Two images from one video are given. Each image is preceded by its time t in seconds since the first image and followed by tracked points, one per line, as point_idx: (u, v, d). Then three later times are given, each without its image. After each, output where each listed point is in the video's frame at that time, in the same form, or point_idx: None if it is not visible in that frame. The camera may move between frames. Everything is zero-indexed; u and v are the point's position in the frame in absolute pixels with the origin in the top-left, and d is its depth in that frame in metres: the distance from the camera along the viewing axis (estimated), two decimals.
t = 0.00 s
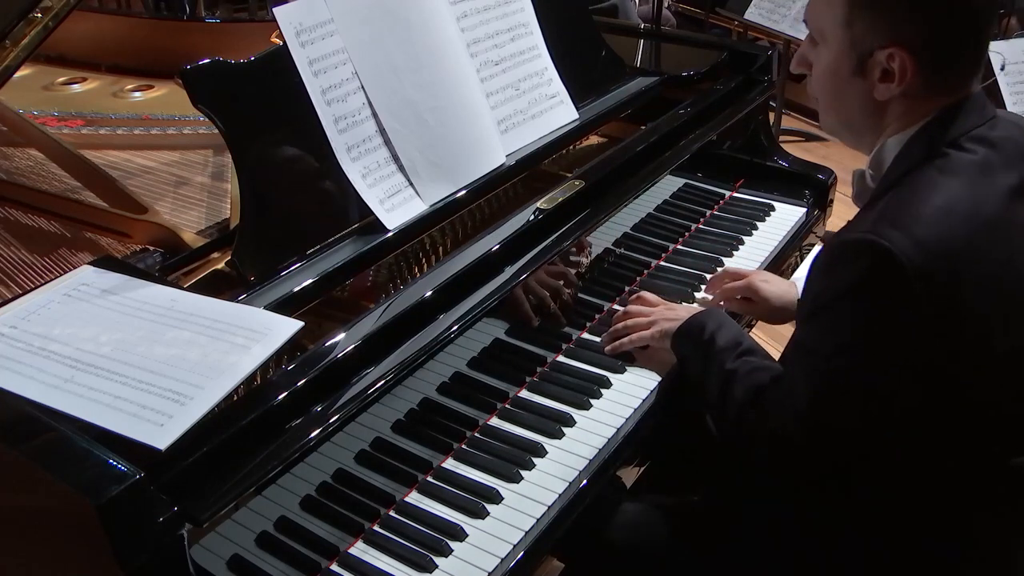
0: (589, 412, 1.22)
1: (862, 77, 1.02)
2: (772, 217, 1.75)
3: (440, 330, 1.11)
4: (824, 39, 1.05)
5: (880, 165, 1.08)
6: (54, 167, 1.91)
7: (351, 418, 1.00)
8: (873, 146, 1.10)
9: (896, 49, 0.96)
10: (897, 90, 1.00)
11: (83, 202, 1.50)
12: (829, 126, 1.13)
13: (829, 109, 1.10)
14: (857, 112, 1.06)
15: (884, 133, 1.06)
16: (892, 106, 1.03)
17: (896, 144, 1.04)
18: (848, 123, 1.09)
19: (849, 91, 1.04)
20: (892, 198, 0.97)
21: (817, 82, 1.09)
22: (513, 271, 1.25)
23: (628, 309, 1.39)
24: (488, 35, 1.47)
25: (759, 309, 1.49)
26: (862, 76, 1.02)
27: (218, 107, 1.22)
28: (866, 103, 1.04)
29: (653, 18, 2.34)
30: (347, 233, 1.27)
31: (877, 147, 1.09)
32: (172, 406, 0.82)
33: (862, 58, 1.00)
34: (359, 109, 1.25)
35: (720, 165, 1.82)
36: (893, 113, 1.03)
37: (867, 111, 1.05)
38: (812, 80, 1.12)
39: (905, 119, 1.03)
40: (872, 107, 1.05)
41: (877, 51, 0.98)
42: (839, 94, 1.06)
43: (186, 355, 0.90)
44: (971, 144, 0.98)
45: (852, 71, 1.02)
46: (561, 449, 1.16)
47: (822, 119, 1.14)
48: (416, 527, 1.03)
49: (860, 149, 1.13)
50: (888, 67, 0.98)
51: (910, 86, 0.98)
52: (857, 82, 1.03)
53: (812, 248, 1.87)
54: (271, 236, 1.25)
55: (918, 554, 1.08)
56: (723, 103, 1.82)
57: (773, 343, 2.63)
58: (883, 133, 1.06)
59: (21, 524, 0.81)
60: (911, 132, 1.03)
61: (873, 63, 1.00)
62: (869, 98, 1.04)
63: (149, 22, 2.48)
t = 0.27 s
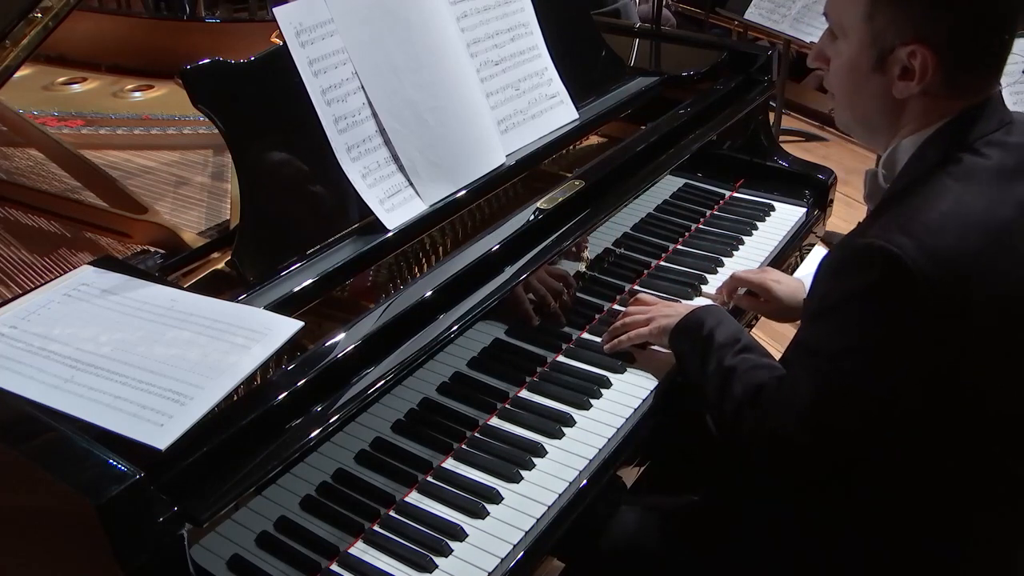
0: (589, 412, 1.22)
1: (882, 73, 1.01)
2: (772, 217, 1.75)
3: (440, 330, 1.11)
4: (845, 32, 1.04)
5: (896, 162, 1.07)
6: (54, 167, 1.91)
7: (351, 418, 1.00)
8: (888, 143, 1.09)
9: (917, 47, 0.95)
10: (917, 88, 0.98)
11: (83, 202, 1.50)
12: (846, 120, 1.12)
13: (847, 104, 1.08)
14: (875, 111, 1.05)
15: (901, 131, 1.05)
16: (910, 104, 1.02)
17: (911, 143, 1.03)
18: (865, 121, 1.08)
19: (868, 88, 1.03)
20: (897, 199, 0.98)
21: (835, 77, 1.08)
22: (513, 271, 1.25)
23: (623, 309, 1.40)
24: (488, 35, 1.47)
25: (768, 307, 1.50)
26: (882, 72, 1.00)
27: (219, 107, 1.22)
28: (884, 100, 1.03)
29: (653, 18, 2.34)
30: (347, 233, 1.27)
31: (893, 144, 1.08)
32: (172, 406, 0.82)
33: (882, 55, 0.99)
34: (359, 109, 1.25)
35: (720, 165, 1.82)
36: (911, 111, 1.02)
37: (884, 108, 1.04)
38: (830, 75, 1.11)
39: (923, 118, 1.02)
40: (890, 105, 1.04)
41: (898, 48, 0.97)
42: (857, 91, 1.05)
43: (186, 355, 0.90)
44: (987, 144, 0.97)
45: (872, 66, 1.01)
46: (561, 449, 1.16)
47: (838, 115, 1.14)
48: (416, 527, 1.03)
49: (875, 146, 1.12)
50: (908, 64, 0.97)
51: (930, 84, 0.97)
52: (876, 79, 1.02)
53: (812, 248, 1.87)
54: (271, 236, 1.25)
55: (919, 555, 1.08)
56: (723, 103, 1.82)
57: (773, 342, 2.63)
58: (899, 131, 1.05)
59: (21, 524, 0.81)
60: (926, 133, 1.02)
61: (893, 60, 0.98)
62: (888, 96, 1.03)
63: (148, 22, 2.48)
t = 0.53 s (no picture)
0: (589, 412, 1.22)
1: (888, 72, 1.00)
2: (772, 217, 1.75)
3: (440, 330, 1.11)
4: (851, 35, 1.04)
5: (907, 165, 1.05)
6: (54, 167, 1.91)
7: (351, 418, 1.00)
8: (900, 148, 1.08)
9: (919, 42, 0.95)
10: (923, 85, 0.98)
11: (83, 202, 1.50)
12: (858, 126, 1.11)
13: (857, 108, 1.08)
14: (885, 113, 1.05)
15: (911, 132, 1.04)
16: (919, 103, 1.01)
17: (923, 144, 1.02)
18: (875, 124, 1.08)
19: (875, 89, 1.03)
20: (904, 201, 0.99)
21: (845, 83, 1.08)
22: (513, 271, 1.25)
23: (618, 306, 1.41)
24: (488, 35, 1.47)
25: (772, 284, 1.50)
26: (888, 71, 1.00)
27: (219, 107, 1.21)
28: (893, 101, 1.03)
29: (653, 18, 2.34)
30: (347, 233, 1.27)
31: (904, 147, 1.06)
32: (172, 406, 0.82)
33: (887, 54, 0.99)
34: (359, 109, 1.25)
35: (720, 165, 1.82)
36: (920, 111, 1.01)
37: (893, 109, 1.04)
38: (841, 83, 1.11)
39: (932, 117, 1.01)
40: (899, 106, 1.03)
41: (902, 45, 0.97)
42: (866, 94, 1.05)
43: (186, 355, 0.90)
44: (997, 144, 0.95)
45: (878, 65, 1.01)
46: (561, 449, 1.16)
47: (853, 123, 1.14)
48: (416, 527, 1.03)
49: (888, 151, 1.11)
50: (913, 61, 0.97)
51: (936, 80, 0.97)
52: (883, 79, 1.02)
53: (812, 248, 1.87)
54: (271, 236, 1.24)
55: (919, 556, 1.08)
56: (723, 103, 1.82)
57: (773, 342, 2.63)
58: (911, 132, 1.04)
59: (21, 525, 0.81)
60: (937, 133, 1.01)
61: (898, 58, 0.98)
62: (895, 96, 1.02)
63: (147, 22, 2.48)
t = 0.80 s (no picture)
0: (589, 412, 1.22)
1: (883, 76, 1.02)
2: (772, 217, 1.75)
3: (440, 330, 1.11)
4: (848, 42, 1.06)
5: (910, 166, 1.06)
6: (54, 167, 1.91)
7: (351, 418, 1.00)
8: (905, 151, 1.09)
9: (908, 45, 0.97)
10: (917, 87, 0.99)
11: (83, 202, 1.50)
12: (863, 131, 1.13)
13: (860, 114, 1.09)
14: (885, 117, 1.06)
15: (912, 135, 1.05)
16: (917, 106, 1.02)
17: (925, 144, 1.03)
18: (876, 127, 1.09)
19: (872, 93, 1.05)
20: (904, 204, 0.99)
21: (845, 88, 1.10)
22: (513, 271, 1.25)
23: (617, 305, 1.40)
24: (488, 35, 1.47)
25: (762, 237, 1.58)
26: (883, 75, 1.02)
27: (219, 107, 1.21)
28: (891, 104, 1.04)
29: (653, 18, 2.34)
30: (347, 233, 1.27)
31: (908, 149, 1.07)
32: (172, 406, 0.82)
33: (881, 58, 1.01)
34: (359, 109, 1.25)
35: (720, 165, 1.81)
36: (917, 113, 1.02)
37: (891, 113, 1.05)
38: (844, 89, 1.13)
39: (930, 119, 1.01)
40: (898, 110, 1.04)
41: (892, 49, 0.99)
42: (866, 99, 1.06)
43: (186, 355, 0.90)
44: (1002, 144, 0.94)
45: (873, 70, 1.03)
46: (561, 448, 1.16)
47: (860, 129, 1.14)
48: (415, 527, 1.03)
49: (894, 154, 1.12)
50: (904, 64, 0.99)
51: (929, 82, 0.98)
52: (878, 83, 1.03)
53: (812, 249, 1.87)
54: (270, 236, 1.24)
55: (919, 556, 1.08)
56: (723, 103, 1.82)
57: (773, 342, 2.63)
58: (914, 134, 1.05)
59: (21, 525, 0.81)
60: (941, 134, 1.01)
61: (891, 62, 1.00)
62: (893, 100, 1.04)
63: (145, 22, 2.48)
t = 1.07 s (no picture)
0: (589, 412, 1.22)
1: (891, 75, 1.01)
2: (772, 217, 1.75)
3: (440, 330, 1.11)
4: (848, 42, 1.06)
5: (913, 167, 1.06)
6: (54, 167, 1.91)
7: (351, 418, 1.00)
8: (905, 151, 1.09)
9: (920, 45, 0.96)
10: (926, 87, 0.98)
11: (83, 202, 1.50)
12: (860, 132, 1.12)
13: (859, 113, 1.08)
14: (888, 118, 1.05)
15: (913, 137, 1.05)
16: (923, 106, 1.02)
17: (928, 145, 1.03)
18: (878, 128, 1.08)
19: (878, 93, 1.04)
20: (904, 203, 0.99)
21: (846, 88, 1.09)
22: (513, 271, 1.25)
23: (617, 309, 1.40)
24: (488, 35, 1.47)
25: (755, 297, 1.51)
26: (890, 75, 1.01)
27: (219, 107, 1.21)
28: (895, 105, 1.03)
29: (653, 17, 2.34)
30: (347, 233, 1.27)
31: (908, 150, 1.07)
32: (172, 406, 0.82)
33: (889, 57, 1.00)
34: (359, 109, 1.25)
35: (720, 165, 1.81)
36: (922, 114, 1.02)
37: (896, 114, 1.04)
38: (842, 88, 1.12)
39: (935, 120, 1.01)
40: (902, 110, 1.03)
41: (902, 48, 0.98)
42: (869, 99, 1.05)
43: (186, 355, 0.90)
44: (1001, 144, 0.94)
45: (879, 70, 1.02)
46: (561, 449, 1.16)
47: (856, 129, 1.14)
48: (416, 527, 1.03)
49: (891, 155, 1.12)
50: (914, 64, 0.98)
51: (938, 82, 0.97)
52: (885, 82, 1.02)
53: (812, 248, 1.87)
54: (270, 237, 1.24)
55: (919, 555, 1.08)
56: (723, 103, 1.82)
57: (772, 342, 2.63)
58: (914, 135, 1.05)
59: (21, 525, 0.81)
60: (943, 135, 1.01)
61: (900, 61, 0.99)
62: (898, 99, 1.03)
63: (145, 22, 2.48)
